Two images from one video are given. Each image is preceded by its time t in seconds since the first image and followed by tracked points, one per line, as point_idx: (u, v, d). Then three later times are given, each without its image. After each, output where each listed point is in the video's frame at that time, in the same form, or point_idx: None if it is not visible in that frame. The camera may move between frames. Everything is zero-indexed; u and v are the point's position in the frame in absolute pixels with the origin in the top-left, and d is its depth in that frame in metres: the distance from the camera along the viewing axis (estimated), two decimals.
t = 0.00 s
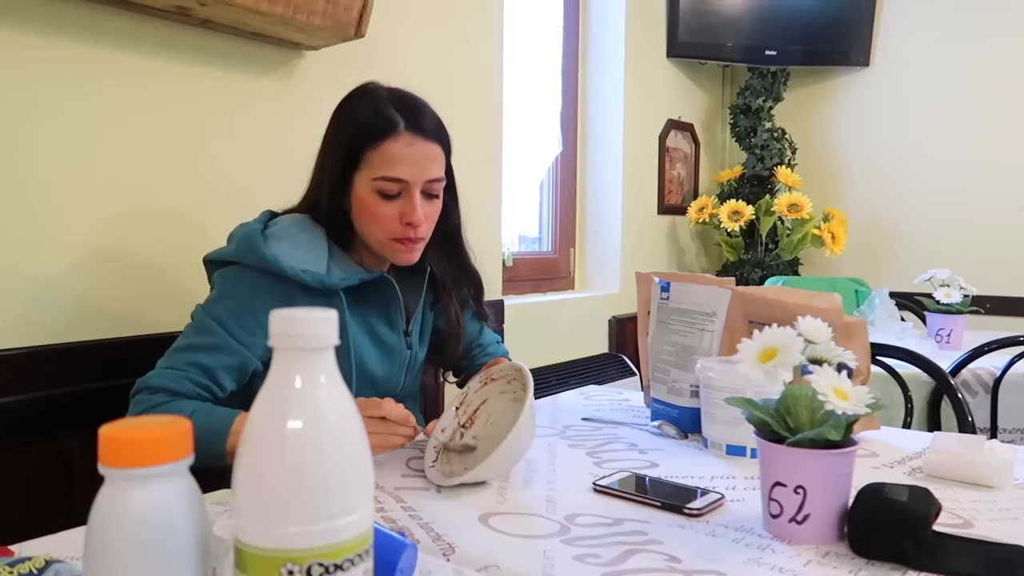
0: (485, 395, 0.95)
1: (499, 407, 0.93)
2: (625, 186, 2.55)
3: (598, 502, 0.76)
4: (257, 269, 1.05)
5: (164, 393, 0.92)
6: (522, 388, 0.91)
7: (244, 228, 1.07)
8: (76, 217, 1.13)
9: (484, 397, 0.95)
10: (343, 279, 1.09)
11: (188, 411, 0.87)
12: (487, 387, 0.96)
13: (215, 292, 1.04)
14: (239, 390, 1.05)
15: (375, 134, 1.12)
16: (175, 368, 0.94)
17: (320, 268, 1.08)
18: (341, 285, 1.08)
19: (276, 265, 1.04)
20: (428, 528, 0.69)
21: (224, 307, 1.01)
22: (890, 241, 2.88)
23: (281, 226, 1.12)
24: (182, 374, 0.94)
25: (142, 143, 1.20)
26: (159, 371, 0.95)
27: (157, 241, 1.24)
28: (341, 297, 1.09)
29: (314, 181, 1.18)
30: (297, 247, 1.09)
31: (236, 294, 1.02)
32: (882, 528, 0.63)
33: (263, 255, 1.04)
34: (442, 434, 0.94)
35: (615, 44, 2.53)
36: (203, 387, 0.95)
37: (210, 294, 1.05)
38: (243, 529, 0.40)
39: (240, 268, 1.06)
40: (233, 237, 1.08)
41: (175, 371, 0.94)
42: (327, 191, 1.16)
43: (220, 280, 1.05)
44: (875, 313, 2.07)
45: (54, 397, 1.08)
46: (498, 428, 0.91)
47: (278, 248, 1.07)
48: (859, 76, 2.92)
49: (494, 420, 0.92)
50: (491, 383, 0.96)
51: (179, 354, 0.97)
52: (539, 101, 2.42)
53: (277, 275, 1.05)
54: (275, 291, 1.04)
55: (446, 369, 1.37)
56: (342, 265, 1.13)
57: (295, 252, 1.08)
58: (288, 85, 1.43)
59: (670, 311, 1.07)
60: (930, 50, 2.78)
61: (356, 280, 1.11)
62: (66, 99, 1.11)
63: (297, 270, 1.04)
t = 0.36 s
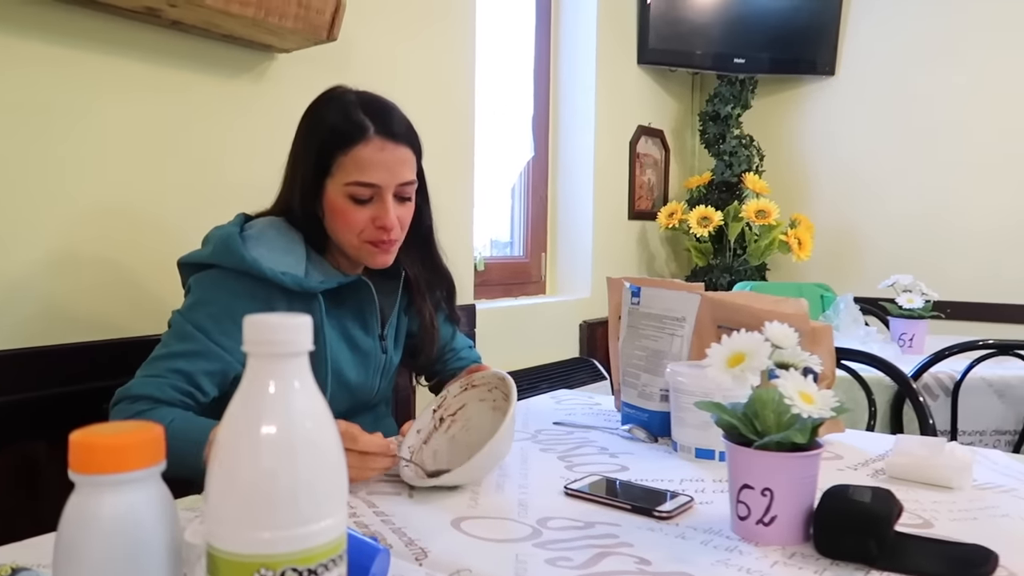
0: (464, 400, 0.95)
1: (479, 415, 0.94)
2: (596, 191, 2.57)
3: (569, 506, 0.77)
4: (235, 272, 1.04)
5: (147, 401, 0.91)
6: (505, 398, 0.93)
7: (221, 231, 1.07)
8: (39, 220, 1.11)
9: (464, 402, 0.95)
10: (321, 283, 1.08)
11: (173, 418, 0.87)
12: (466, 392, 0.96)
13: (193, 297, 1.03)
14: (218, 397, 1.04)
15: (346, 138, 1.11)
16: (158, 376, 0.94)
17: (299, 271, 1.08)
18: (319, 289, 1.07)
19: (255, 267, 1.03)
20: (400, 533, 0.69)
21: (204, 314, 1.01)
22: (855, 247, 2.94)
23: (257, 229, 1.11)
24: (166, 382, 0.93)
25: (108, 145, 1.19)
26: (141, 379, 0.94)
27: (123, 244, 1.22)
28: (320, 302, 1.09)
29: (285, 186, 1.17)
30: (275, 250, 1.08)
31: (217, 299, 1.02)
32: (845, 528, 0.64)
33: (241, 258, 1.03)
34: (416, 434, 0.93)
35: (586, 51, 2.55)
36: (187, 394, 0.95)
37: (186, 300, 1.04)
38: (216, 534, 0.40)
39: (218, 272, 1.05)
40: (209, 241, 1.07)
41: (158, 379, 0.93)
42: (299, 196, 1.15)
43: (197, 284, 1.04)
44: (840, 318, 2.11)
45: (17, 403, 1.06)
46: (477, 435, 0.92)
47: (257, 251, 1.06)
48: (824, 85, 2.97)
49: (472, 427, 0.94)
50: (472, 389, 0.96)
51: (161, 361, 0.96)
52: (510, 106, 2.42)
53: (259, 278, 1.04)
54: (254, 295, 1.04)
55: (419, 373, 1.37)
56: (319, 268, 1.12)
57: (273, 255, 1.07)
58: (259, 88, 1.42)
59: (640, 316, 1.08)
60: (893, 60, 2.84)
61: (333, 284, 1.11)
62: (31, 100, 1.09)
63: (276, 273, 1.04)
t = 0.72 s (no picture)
0: (434, 424, 0.94)
1: (449, 439, 0.93)
2: (562, 213, 2.59)
3: (536, 529, 0.77)
4: (195, 296, 1.03)
5: (102, 429, 0.88)
6: (477, 424, 0.92)
7: (182, 256, 1.05)
8: None
9: (434, 426, 0.94)
10: (284, 307, 1.07)
11: (128, 446, 0.84)
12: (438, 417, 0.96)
13: (152, 322, 1.01)
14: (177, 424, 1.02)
15: (311, 162, 1.11)
16: (112, 403, 0.91)
17: (261, 295, 1.07)
18: (282, 313, 1.06)
19: (215, 292, 1.02)
20: (366, 561, 0.68)
21: (163, 339, 0.99)
22: (816, 268, 2.99)
23: (219, 253, 1.09)
24: (120, 409, 0.91)
25: (65, 167, 1.17)
26: (95, 407, 0.91)
27: (80, 267, 1.20)
28: (283, 325, 1.08)
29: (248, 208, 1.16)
30: (237, 274, 1.07)
31: (176, 324, 1.00)
32: (810, 546, 0.65)
33: (202, 284, 1.02)
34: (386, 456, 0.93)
35: (552, 75, 2.58)
36: (144, 422, 0.92)
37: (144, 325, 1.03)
38: (175, 564, 0.40)
39: (179, 297, 1.03)
40: (170, 265, 1.06)
41: (112, 406, 0.91)
42: (263, 219, 1.14)
43: (157, 308, 1.03)
44: (803, 338, 2.15)
45: None
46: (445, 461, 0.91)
47: (218, 276, 1.05)
48: (784, 110, 3.04)
49: (442, 451, 0.92)
50: (443, 414, 0.95)
51: (116, 388, 0.94)
52: (477, 129, 2.44)
53: (218, 304, 1.03)
54: (217, 319, 1.03)
55: (385, 396, 1.36)
56: (281, 292, 1.11)
57: (235, 278, 1.06)
58: (223, 110, 1.41)
59: (607, 337, 1.09)
60: (850, 86, 2.92)
61: (297, 307, 1.09)
62: None
63: (239, 298, 1.03)
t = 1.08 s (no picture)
0: (400, 422, 0.95)
1: (414, 436, 0.93)
2: (534, 212, 2.59)
3: (507, 525, 0.76)
4: (160, 294, 1.01)
5: (71, 435, 0.89)
6: (441, 417, 0.91)
7: (145, 252, 1.03)
8: None
9: (399, 423, 0.95)
10: (251, 304, 1.06)
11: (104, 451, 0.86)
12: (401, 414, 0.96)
13: (117, 322, 0.99)
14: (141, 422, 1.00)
15: (275, 159, 1.09)
16: (78, 408, 0.91)
17: (227, 292, 1.05)
18: (248, 310, 1.05)
19: (180, 289, 1.00)
20: (335, 559, 0.67)
21: (129, 339, 0.97)
22: (784, 265, 3.03)
23: (184, 250, 1.07)
24: (87, 414, 0.90)
25: (26, 163, 1.14)
26: (62, 412, 0.91)
27: (41, 265, 1.17)
28: (249, 322, 1.07)
29: (214, 206, 1.15)
30: (202, 271, 1.05)
31: (142, 324, 0.98)
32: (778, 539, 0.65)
33: (167, 281, 1.00)
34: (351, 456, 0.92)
35: (523, 74, 2.58)
36: (114, 425, 0.92)
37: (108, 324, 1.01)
38: (137, 563, 0.41)
39: (143, 294, 1.02)
40: (133, 261, 1.04)
41: (79, 411, 0.90)
42: (229, 217, 1.12)
43: (120, 307, 1.01)
44: (772, 334, 2.17)
45: None
46: (410, 454, 0.91)
47: (183, 272, 1.03)
48: (753, 109, 3.07)
49: (405, 450, 0.92)
50: (406, 411, 0.95)
51: (83, 391, 0.93)
52: (448, 127, 2.43)
53: (183, 302, 1.02)
54: (183, 319, 1.01)
55: (356, 394, 1.35)
56: (248, 288, 1.10)
57: (201, 275, 1.04)
58: (189, 106, 1.39)
59: (578, 334, 1.09)
60: (817, 87, 2.96)
61: (264, 305, 1.08)
62: None
63: (203, 294, 1.01)
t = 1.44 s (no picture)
0: (373, 420, 0.94)
1: (389, 436, 0.92)
2: (503, 208, 2.59)
3: (476, 521, 0.76)
4: (123, 292, 0.99)
5: (27, 434, 0.88)
6: (417, 418, 0.91)
7: (107, 249, 1.02)
8: None
9: (372, 422, 0.94)
10: (217, 300, 1.05)
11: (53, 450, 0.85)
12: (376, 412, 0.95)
13: (80, 321, 0.97)
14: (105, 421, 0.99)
15: (238, 155, 1.08)
16: (36, 407, 0.89)
17: (192, 290, 1.04)
18: (214, 307, 1.04)
19: (143, 287, 0.98)
20: (303, 557, 0.67)
21: (89, 338, 0.95)
22: (750, 261, 3.07)
23: (148, 246, 1.05)
24: (44, 413, 0.89)
25: None
26: (20, 411, 0.90)
27: None
28: (214, 320, 1.06)
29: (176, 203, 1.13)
30: (166, 268, 1.03)
31: (107, 323, 0.97)
32: (743, 531, 0.66)
33: (128, 278, 0.99)
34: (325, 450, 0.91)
35: (493, 70, 2.58)
36: (71, 424, 0.90)
37: (70, 323, 0.98)
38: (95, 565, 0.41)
39: (103, 292, 0.99)
40: (95, 259, 1.02)
41: (35, 411, 0.89)
42: (191, 214, 1.10)
43: (80, 306, 0.99)
44: (738, 330, 2.20)
45: None
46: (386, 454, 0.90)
47: (146, 269, 1.01)
48: (720, 107, 3.11)
49: (381, 447, 0.91)
50: (382, 410, 0.94)
51: (41, 390, 0.91)
52: (418, 123, 2.41)
53: (147, 299, 1.00)
54: (146, 314, 0.99)
55: (325, 391, 1.34)
56: (214, 286, 1.08)
57: (164, 273, 1.03)
58: (152, 99, 1.37)
59: (547, 330, 1.09)
60: (783, 85, 3.00)
61: (230, 302, 1.07)
62: None
63: (167, 292, 1.00)
